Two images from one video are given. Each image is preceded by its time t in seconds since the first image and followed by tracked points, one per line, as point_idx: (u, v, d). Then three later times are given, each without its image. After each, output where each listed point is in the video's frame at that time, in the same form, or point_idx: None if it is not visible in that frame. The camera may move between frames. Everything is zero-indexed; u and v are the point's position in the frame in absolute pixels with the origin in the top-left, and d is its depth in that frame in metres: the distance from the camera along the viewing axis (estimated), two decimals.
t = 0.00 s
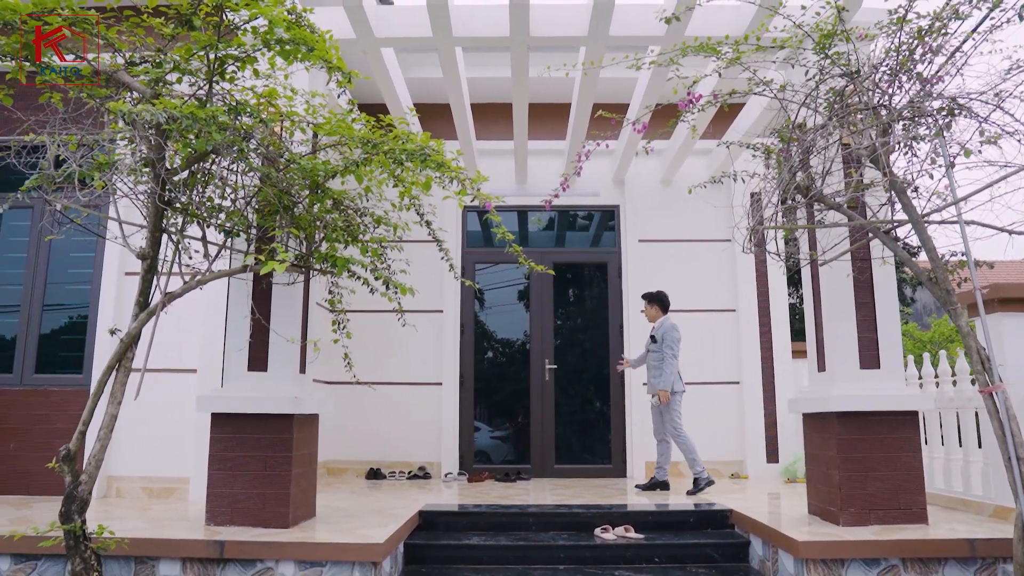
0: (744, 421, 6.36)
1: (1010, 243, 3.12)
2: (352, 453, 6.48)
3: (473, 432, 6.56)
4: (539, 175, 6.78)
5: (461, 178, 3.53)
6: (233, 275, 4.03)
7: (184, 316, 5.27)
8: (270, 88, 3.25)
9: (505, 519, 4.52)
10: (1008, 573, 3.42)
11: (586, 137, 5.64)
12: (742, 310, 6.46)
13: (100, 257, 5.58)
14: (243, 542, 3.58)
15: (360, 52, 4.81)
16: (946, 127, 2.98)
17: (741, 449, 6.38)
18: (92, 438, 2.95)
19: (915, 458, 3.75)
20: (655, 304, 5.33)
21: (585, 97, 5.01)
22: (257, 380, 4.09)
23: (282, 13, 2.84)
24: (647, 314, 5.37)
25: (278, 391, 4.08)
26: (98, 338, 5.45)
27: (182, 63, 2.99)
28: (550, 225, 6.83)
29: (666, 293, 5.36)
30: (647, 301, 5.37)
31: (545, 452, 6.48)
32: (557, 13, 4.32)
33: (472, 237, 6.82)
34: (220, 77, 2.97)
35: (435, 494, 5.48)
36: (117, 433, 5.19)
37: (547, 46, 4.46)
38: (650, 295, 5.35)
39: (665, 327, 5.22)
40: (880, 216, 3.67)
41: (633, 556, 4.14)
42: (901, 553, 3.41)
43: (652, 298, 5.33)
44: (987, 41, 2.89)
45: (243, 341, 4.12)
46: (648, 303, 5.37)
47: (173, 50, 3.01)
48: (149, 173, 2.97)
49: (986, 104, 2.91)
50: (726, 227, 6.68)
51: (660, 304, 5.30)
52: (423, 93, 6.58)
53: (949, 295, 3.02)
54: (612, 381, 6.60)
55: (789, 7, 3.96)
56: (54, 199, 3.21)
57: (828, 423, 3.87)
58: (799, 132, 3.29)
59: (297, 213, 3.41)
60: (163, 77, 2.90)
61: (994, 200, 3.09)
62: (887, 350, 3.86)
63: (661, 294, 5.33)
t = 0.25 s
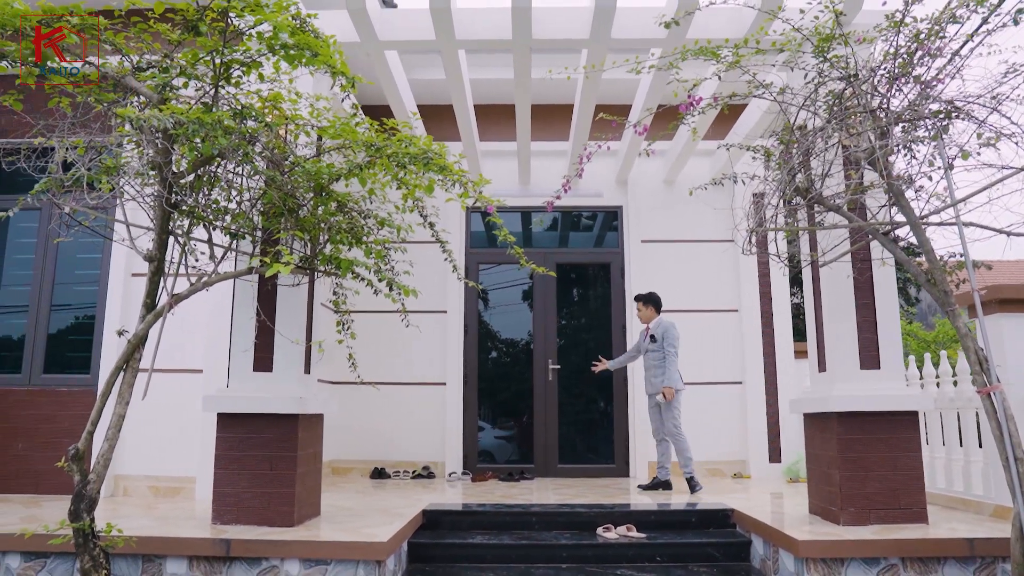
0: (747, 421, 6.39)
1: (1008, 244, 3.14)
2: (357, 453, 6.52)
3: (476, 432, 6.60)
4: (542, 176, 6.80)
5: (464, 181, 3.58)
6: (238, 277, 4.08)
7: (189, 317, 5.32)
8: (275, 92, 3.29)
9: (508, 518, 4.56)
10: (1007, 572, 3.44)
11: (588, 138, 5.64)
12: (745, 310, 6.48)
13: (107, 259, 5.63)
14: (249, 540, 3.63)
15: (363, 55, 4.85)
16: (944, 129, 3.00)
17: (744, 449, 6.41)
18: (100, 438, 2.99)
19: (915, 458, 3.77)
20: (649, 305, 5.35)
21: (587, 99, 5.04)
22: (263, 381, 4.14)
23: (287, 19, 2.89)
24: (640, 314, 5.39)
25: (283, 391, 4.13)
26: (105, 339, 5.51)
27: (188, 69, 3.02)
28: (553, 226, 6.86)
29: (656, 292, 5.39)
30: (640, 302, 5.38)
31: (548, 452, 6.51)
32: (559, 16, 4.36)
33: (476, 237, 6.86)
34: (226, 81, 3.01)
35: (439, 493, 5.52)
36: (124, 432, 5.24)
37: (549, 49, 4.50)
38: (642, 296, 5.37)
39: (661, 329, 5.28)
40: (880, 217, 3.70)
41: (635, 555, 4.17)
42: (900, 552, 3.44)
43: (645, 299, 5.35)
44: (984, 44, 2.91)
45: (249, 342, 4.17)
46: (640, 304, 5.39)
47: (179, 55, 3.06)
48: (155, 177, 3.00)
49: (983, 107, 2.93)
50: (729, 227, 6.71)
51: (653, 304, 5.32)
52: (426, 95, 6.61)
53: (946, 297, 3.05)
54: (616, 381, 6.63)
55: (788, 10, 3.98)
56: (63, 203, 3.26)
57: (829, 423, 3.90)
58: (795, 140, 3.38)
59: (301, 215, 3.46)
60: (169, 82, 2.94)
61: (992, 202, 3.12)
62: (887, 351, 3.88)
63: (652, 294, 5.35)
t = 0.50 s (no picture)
0: (748, 422, 6.41)
1: (1004, 248, 3.14)
2: (360, 454, 6.58)
3: (479, 433, 6.64)
4: (544, 179, 6.83)
5: (462, 188, 3.64)
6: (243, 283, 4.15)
7: (193, 321, 5.37)
8: (278, 100, 3.35)
9: (509, 519, 4.60)
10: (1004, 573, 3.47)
11: (589, 142, 5.67)
12: (746, 311, 6.50)
13: (113, 263, 5.69)
14: (253, 541, 3.68)
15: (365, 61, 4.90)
16: (939, 134, 3.01)
17: (745, 450, 6.43)
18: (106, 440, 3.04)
19: (913, 459, 3.80)
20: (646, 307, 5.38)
21: (587, 103, 5.08)
22: (266, 383, 4.19)
23: (289, 29, 2.99)
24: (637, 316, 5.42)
25: (287, 393, 4.18)
26: (111, 343, 5.57)
27: (191, 78, 3.09)
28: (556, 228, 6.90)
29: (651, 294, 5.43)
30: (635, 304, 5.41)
31: (551, 453, 6.55)
32: (558, 21, 4.40)
33: (479, 239, 6.90)
34: (228, 90, 3.08)
35: (442, 494, 5.56)
36: (130, 435, 5.30)
37: (548, 54, 4.54)
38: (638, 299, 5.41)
39: (661, 331, 5.32)
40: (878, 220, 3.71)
41: (635, 556, 4.21)
42: (897, 553, 3.47)
43: (640, 301, 5.39)
44: (977, 50, 2.93)
45: (252, 346, 4.23)
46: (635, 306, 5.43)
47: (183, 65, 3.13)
48: (160, 184, 3.07)
49: (977, 112, 2.95)
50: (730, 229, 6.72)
51: (650, 306, 5.36)
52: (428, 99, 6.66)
53: (941, 299, 3.08)
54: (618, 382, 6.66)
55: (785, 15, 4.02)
56: (70, 210, 3.32)
57: (827, 424, 3.92)
58: (792, 138, 3.36)
59: (304, 221, 3.51)
60: (173, 92, 3.01)
61: (988, 206, 3.12)
62: (885, 353, 3.91)
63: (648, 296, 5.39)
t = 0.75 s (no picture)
0: (749, 422, 6.43)
1: (998, 248, 3.15)
2: (363, 454, 6.62)
3: (481, 433, 6.68)
4: (545, 180, 6.87)
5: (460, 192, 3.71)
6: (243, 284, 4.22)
7: (195, 323, 5.42)
8: (277, 104, 3.44)
9: (509, 518, 4.63)
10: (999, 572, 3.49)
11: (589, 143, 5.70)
12: (747, 311, 6.52)
13: (117, 265, 5.75)
14: (255, 539, 3.72)
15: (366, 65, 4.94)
16: (932, 136, 3.04)
17: (746, 450, 6.45)
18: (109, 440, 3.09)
19: (910, 459, 3.82)
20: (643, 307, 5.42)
21: (586, 105, 5.11)
22: (268, 383, 4.24)
23: (288, 35, 3.07)
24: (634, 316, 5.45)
25: (288, 393, 4.23)
26: (115, 344, 5.63)
27: (191, 83, 3.20)
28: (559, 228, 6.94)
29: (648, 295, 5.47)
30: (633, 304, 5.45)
31: (552, 452, 6.58)
32: (557, 24, 4.43)
33: (480, 240, 6.94)
34: (228, 95, 3.16)
35: (444, 493, 5.60)
36: (134, 435, 5.36)
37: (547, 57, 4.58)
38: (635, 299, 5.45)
39: (661, 331, 5.35)
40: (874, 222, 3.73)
41: (634, 555, 4.23)
42: (892, 552, 3.50)
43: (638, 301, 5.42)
44: (969, 52, 2.96)
45: (253, 347, 4.27)
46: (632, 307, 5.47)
47: (184, 71, 3.20)
48: (162, 188, 3.13)
49: (968, 115, 2.98)
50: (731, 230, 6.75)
51: (648, 306, 5.40)
52: (429, 101, 6.70)
53: (935, 300, 3.11)
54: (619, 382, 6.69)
55: (782, 17, 4.04)
56: (73, 213, 3.38)
57: (824, 424, 3.95)
58: (785, 138, 3.38)
59: (304, 223, 3.57)
60: (174, 97, 3.10)
61: (981, 206, 3.14)
62: (882, 353, 3.93)
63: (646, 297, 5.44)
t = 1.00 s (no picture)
0: (752, 422, 6.44)
1: (996, 248, 3.15)
2: (368, 453, 6.67)
3: (485, 432, 6.71)
4: (548, 181, 6.91)
5: (460, 193, 3.79)
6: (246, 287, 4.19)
7: (200, 323, 5.48)
8: (280, 107, 3.50)
9: (512, 517, 4.66)
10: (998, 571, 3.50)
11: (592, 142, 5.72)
12: (751, 311, 6.52)
13: (124, 266, 5.82)
14: (259, 537, 3.77)
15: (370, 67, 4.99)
16: (929, 136, 3.05)
17: (750, 449, 6.46)
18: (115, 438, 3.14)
19: (910, 458, 3.83)
20: (647, 305, 5.44)
21: (588, 106, 5.14)
22: (272, 383, 4.29)
23: (289, 39, 3.15)
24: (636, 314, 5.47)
25: (292, 393, 4.27)
26: (122, 344, 5.69)
27: (195, 86, 3.27)
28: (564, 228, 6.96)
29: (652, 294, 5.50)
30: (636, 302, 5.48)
31: (556, 451, 6.61)
32: (559, 26, 4.46)
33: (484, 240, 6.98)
34: (231, 98, 3.24)
35: (448, 492, 5.64)
36: (140, 434, 5.42)
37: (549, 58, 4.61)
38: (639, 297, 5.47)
39: (666, 332, 5.37)
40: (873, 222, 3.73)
41: (635, 553, 4.26)
42: (892, 551, 3.51)
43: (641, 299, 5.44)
44: (964, 54, 2.98)
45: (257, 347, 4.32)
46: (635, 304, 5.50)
47: (187, 76, 3.27)
48: (165, 190, 3.18)
49: (964, 115, 3.00)
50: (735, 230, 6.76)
51: (650, 304, 5.42)
52: (433, 101, 6.74)
53: (933, 300, 3.11)
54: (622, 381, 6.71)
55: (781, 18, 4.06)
56: (79, 215, 3.43)
57: (824, 423, 3.96)
58: (784, 139, 3.40)
59: (306, 225, 3.61)
60: (178, 100, 3.17)
61: (979, 206, 3.14)
62: (882, 353, 3.94)
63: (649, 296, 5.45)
